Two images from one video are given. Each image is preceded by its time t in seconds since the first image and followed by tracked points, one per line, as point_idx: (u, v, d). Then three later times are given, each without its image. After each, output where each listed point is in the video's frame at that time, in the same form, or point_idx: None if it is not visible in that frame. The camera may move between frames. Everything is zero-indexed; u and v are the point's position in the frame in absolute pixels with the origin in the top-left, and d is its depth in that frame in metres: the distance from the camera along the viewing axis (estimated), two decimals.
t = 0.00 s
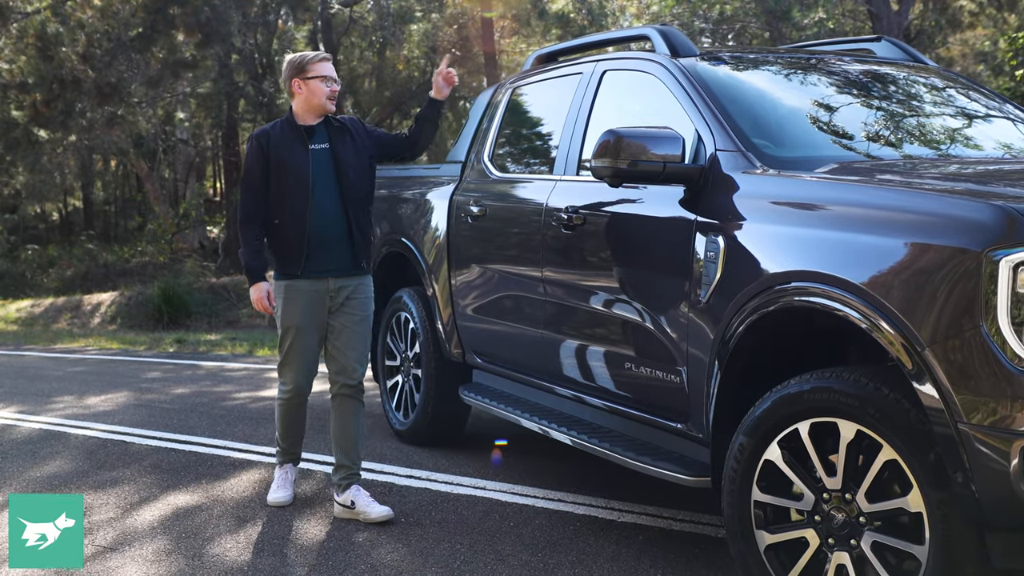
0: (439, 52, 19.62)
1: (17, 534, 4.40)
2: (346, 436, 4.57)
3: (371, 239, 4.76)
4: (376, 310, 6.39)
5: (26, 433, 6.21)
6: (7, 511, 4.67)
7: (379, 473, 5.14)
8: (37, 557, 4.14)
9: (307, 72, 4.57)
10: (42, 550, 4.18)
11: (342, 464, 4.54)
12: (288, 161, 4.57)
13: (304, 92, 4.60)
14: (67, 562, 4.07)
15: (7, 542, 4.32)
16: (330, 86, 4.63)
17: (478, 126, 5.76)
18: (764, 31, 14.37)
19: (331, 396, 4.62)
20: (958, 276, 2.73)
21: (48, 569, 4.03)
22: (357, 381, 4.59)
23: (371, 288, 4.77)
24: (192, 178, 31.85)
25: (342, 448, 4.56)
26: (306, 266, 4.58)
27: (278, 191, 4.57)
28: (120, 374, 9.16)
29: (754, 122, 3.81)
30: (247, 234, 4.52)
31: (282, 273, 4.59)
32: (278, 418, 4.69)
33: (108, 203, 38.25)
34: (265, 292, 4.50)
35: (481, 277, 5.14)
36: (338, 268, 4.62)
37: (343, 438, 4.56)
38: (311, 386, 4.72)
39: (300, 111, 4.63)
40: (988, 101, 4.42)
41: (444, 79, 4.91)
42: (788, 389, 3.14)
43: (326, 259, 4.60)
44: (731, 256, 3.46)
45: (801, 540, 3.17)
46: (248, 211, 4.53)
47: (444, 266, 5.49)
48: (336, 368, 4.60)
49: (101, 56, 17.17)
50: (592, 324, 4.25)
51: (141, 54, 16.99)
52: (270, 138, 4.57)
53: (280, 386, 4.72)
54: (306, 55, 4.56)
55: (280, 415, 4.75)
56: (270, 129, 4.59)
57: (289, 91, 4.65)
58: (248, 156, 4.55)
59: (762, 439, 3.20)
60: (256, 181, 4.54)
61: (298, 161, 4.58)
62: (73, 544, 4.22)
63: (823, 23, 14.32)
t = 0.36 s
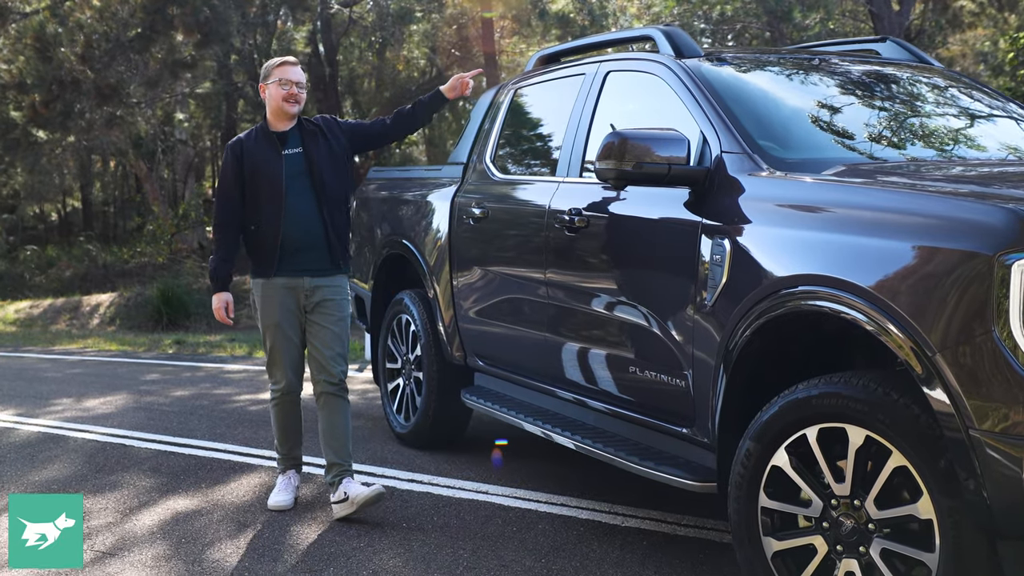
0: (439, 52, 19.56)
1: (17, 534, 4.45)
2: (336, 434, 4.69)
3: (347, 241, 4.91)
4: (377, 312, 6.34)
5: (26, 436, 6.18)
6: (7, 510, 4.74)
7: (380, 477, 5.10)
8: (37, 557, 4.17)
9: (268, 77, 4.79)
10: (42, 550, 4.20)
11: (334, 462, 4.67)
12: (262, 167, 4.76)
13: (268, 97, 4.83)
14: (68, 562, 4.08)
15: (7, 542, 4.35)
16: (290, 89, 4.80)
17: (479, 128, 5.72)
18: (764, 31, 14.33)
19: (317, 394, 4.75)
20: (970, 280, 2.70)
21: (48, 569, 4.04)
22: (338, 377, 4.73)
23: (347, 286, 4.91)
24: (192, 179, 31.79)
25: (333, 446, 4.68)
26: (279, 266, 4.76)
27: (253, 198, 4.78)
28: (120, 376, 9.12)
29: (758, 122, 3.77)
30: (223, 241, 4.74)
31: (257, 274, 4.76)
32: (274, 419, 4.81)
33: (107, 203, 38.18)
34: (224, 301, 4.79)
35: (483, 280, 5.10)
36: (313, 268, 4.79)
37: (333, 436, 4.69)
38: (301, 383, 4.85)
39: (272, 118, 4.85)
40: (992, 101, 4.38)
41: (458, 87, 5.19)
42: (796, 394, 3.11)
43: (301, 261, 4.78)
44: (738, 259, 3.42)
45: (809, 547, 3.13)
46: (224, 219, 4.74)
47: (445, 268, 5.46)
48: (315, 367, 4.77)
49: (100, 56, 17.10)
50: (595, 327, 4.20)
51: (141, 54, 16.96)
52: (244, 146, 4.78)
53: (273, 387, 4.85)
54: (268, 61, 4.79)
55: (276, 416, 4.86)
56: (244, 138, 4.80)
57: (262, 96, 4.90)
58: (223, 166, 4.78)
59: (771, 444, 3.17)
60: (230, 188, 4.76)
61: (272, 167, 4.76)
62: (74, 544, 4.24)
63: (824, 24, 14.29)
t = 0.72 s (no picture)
0: (439, 52, 19.50)
1: (17, 534, 4.42)
2: (338, 426, 4.77)
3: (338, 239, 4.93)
4: (380, 313, 6.30)
5: (25, 439, 6.12)
6: (7, 510, 4.73)
7: (383, 480, 5.05)
8: (38, 558, 4.14)
9: (265, 77, 4.75)
10: (42, 551, 4.18)
11: (332, 452, 4.77)
12: (254, 164, 4.74)
13: (264, 96, 4.79)
14: (68, 563, 4.05)
15: (7, 542, 4.32)
16: (287, 90, 4.77)
17: (483, 128, 5.67)
18: (765, 30, 14.31)
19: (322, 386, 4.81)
20: (986, 281, 2.65)
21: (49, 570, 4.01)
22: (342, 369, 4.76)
23: (341, 280, 4.91)
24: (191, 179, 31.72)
25: (334, 436, 4.76)
26: (271, 265, 4.76)
27: (244, 195, 4.76)
28: (119, 377, 9.06)
29: (766, 121, 3.72)
30: (214, 238, 4.74)
31: (251, 273, 4.75)
32: (272, 417, 4.75)
33: (106, 203, 38.09)
34: (217, 298, 4.73)
35: (486, 280, 5.05)
36: (306, 265, 4.80)
37: (336, 428, 4.76)
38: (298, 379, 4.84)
39: (269, 117, 4.82)
40: (997, 98, 4.33)
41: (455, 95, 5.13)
42: (808, 398, 3.06)
43: (293, 260, 4.78)
44: (748, 261, 3.37)
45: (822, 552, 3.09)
46: (215, 216, 4.73)
47: (449, 268, 5.41)
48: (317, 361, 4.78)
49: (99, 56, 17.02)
50: (600, 329, 4.15)
51: (141, 54, 16.89)
52: (238, 142, 4.75)
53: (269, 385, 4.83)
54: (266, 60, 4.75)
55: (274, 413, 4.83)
56: (238, 134, 4.77)
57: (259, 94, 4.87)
58: (215, 161, 4.75)
59: (782, 448, 3.12)
60: (221, 183, 4.72)
61: (265, 166, 4.74)
62: (74, 545, 4.21)
63: (827, 23, 14.21)
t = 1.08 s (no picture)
0: (440, 51, 19.44)
1: (17, 534, 4.44)
2: (329, 420, 5.00)
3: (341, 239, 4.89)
4: (383, 314, 6.25)
5: (26, 441, 6.08)
6: (7, 511, 4.73)
7: (388, 483, 5.01)
8: (38, 557, 4.16)
9: (277, 72, 4.71)
10: (42, 550, 4.20)
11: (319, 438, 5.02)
12: (258, 162, 4.71)
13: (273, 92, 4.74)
14: (68, 562, 4.08)
15: (6, 542, 4.34)
16: (296, 88, 4.74)
17: (487, 129, 5.62)
18: (767, 29, 14.27)
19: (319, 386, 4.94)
20: (1004, 283, 2.60)
21: (49, 570, 4.02)
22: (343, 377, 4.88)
23: (344, 283, 4.91)
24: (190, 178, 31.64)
25: (323, 427, 5.01)
26: (276, 264, 4.71)
27: (248, 192, 4.73)
28: (119, 379, 9.01)
29: (775, 120, 3.68)
30: (216, 234, 4.69)
31: (255, 271, 4.70)
32: (274, 417, 4.72)
33: (105, 203, 38.02)
34: (223, 289, 4.71)
35: (490, 282, 5.01)
36: (312, 266, 4.77)
37: (327, 421, 5.00)
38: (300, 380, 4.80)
39: (274, 114, 4.78)
40: (1003, 95, 4.29)
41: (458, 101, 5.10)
42: (822, 401, 3.02)
43: (296, 259, 4.74)
44: (761, 262, 3.32)
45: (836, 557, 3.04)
46: (218, 211, 4.69)
47: (453, 268, 5.37)
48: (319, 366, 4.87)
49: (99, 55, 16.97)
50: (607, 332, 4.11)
51: (141, 53, 16.85)
52: (242, 139, 4.73)
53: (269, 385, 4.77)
54: (280, 56, 4.71)
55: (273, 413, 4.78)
56: (242, 130, 4.75)
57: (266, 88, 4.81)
58: (220, 157, 4.72)
59: (796, 452, 3.08)
60: (224, 180, 4.70)
61: (268, 163, 4.72)
62: (74, 543, 4.24)
63: (829, 22, 14.19)
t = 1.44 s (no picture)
0: (439, 51, 19.39)
1: (16, 534, 4.44)
2: (324, 425, 4.99)
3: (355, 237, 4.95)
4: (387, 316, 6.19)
5: (26, 444, 6.02)
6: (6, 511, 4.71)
7: (393, 487, 4.95)
8: (36, 556, 4.19)
9: (294, 71, 4.73)
10: (42, 549, 4.23)
11: (315, 446, 5.00)
12: (277, 159, 4.73)
13: (290, 89, 4.78)
14: (67, 561, 4.10)
15: (6, 542, 4.34)
16: (312, 85, 4.76)
17: (493, 128, 5.56)
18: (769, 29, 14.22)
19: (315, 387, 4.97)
20: None
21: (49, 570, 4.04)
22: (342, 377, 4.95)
23: (355, 284, 4.97)
24: (189, 178, 31.56)
25: (319, 433, 4.99)
26: (295, 261, 4.73)
27: (267, 188, 4.73)
28: (119, 380, 8.93)
29: (787, 119, 3.62)
30: (235, 229, 4.66)
31: (273, 268, 4.70)
32: (282, 415, 4.70)
33: (102, 203, 37.92)
34: (244, 288, 4.67)
35: (497, 283, 4.95)
36: (328, 265, 4.81)
37: (322, 426, 4.99)
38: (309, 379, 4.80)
39: (290, 111, 4.81)
40: (1009, 91, 4.23)
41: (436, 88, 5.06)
42: (840, 407, 2.97)
43: (313, 256, 4.77)
44: (777, 265, 3.26)
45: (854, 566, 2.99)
46: (237, 207, 4.68)
47: (458, 269, 5.31)
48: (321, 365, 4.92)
49: (98, 54, 16.90)
50: (616, 335, 4.05)
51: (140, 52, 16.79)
52: (261, 137, 4.73)
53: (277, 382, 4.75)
54: (296, 55, 4.72)
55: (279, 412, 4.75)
56: (261, 127, 4.76)
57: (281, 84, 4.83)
58: (238, 153, 4.70)
59: (812, 458, 3.02)
60: (243, 177, 4.69)
61: (288, 160, 4.74)
62: (74, 543, 4.27)
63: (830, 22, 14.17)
